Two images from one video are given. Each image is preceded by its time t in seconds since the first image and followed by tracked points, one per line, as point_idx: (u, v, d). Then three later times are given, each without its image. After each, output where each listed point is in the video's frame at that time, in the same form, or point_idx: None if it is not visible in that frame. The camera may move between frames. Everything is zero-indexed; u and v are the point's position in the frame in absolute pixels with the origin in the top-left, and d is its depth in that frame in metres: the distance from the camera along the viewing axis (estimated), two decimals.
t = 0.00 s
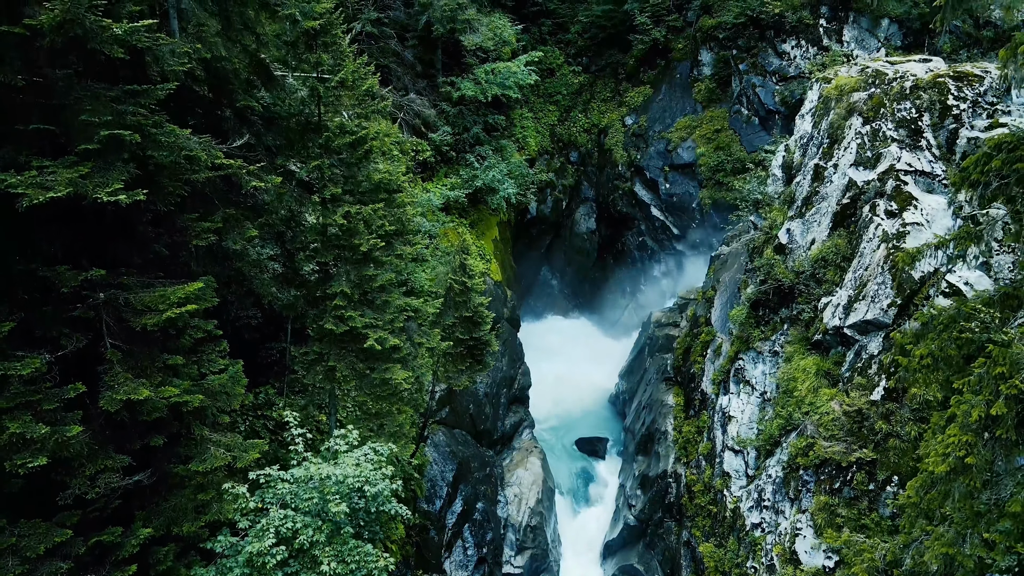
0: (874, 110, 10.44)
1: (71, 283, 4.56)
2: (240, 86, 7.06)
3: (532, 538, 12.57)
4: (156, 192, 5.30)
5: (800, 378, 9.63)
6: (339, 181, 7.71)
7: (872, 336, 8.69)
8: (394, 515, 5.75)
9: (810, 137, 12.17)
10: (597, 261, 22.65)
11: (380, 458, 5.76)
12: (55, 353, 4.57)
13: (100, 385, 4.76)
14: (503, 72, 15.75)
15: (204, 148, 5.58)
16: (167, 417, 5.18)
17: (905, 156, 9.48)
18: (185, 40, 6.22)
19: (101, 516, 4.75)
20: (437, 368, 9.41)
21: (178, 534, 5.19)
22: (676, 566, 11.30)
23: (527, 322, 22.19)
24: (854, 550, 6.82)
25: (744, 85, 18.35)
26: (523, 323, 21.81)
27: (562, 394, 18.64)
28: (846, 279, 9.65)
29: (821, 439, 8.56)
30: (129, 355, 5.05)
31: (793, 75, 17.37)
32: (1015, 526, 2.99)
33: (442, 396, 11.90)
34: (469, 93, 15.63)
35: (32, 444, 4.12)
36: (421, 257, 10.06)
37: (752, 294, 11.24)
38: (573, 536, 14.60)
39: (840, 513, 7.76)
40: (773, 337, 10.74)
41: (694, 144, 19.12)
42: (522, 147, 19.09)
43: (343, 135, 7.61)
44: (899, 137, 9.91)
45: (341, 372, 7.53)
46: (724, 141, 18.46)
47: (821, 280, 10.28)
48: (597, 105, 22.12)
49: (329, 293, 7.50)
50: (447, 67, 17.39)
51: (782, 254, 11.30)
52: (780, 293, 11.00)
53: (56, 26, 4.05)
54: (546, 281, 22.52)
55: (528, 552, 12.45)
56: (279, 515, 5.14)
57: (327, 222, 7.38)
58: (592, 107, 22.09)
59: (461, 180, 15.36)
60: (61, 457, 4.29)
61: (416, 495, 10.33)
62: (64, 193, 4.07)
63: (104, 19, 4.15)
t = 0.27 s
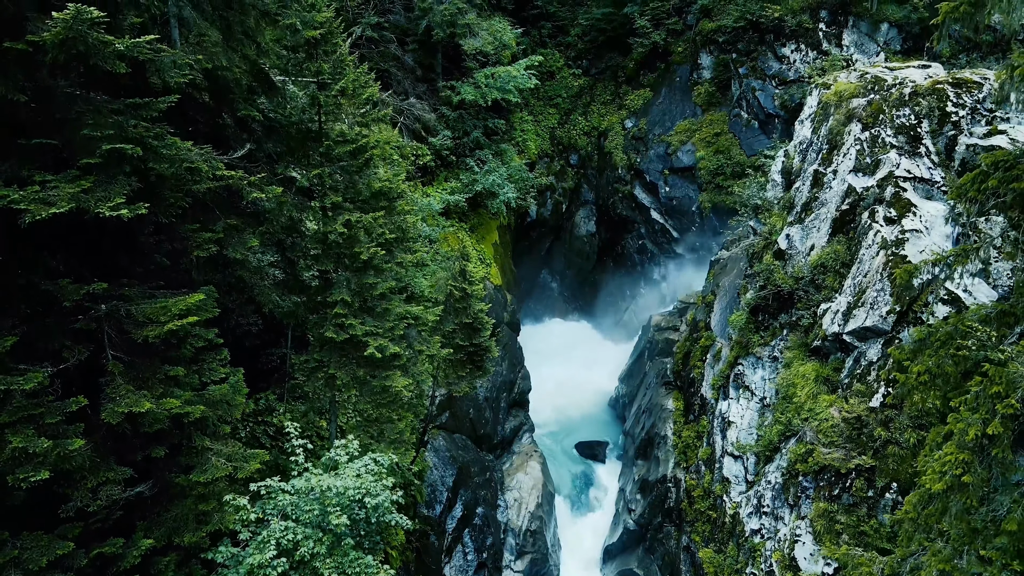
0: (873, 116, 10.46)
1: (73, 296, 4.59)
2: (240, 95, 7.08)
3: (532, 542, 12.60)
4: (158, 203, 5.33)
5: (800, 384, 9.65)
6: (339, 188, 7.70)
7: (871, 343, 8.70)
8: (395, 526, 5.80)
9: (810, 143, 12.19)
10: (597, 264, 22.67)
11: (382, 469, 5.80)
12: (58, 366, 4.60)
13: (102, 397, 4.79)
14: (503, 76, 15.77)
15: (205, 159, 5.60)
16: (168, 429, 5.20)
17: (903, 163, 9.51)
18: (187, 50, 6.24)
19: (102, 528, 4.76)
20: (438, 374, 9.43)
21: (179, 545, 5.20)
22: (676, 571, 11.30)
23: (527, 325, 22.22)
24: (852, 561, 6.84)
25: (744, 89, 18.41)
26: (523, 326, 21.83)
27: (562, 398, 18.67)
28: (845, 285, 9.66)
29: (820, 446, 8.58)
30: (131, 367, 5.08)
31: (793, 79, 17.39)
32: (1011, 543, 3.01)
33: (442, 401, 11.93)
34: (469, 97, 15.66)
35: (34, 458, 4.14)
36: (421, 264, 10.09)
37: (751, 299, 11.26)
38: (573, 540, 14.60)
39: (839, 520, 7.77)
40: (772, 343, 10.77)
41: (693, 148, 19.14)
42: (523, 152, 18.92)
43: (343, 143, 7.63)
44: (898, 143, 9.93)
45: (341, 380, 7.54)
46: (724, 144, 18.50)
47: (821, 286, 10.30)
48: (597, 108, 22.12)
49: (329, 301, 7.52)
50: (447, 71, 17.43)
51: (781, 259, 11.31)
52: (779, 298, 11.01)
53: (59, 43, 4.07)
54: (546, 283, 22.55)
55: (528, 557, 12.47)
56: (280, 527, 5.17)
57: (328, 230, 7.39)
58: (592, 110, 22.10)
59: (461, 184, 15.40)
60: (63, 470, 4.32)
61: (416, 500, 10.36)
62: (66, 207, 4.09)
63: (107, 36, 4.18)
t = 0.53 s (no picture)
0: (873, 122, 10.47)
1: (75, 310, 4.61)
2: (241, 104, 7.09)
3: (531, 546, 12.62)
4: (160, 215, 5.36)
5: (799, 390, 9.67)
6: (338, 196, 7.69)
7: (870, 349, 8.74)
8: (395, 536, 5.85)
9: (809, 149, 12.20)
10: (597, 267, 22.67)
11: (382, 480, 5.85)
12: (60, 378, 4.62)
13: (104, 409, 4.82)
14: (503, 80, 15.79)
15: (206, 170, 5.61)
16: (169, 440, 5.22)
17: (902, 170, 9.53)
18: (188, 61, 6.27)
19: (103, 539, 4.78)
20: (438, 381, 9.45)
21: (180, 555, 5.22)
22: None
23: (527, 328, 22.18)
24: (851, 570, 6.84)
25: (744, 92, 18.42)
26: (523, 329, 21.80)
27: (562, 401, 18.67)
28: (844, 291, 9.69)
29: (819, 452, 8.59)
30: (132, 378, 5.12)
31: (793, 83, 17.32)
32: (1008, 561, 3.03)
33: (442, 405, 11.94)
34: (469, 101, 15.68)
35: (38, 471, 4.16)
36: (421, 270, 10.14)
37: (751, 304, 11.28)
38: (573, 544, 14.62)
39: (837, 526, 7.76)
40: (772, 348, 10.79)
41: (693, 151, 19.18)
42: (523, 155, 19.05)
43: (344, 151, 7.64)
44: (897, 149, 9.94)
45: (342, 387, 7.55)
46: (723, 148, 18.53)
47: (820, 292, 10.32)
48: (597, 111, 22.13)
49: (330, 309, 7.54)
50: (448, 75, 17.45)
51: (781, 264, 11.35)
52: (778, 304, 11.03)
53: (62, 59, 4.10)
54: (546, 286, 22.50)
55: (528, 561, 12.49)
56: (281, 539, 5.21)
57: (328, 238, 7.41)
58: (592, 113, 22.09)
59: (462, 188, 15.42)
60: (66, 482, 4.34)
61: (416, 505, 10.38)
62: (70, 223, 4.12)
63: (110, 52, 4.21)
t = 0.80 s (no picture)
0: (872, 129, 10.50)
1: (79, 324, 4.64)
2: (242, 115, 7.13)
3: (531, 551, 12.66)
4: (161, 228, 5.39)
5: (798, 397, 9.70)
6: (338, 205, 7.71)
7: (869, 357, 8.78)
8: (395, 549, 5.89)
9: (808, 155, 12.23)
10: (597, 270, 22.65)
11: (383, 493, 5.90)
12: (62, 393, 4.65)
13: (106, 422, 4.85)
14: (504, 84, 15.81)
15: (208, 182, 5.63)
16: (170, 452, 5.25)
17: (901, 177, 9.56)
18: (190, 73, 6.30)
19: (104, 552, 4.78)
20: (438, 388, 9.48)
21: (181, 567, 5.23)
22: None
23: (527, 331, 22.10)
24: None
25: (743, 96, 18.37)
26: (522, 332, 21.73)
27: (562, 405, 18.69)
28: (843, 298, 9.73)
29: (817, 459, 8.63)
30: (134, 391, 5.15)
31: (793, 87, 17.37)
32: None
33: (442, 411, 11.96)
34: (469, 106, 15.70)
35: (41, 486, 4.18)
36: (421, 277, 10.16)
37: (750, 310, 11.30)
38: (573, 549, 14.65)
39: (837, 534, 7.80)
40: (771, 354, 10.80)
41: (693, 155, 19.23)
42: (523, 159, 19.02)
43: (344, 161, 7.67)
44: (896, 156, 9.97)
45: (342, 396, 7.58)
46: (723, 152, 18.57)
47: (819, 298, 10.35)
48: (597, 114, 22.14)
49: (331, 317, 7.57)
50: (448, 79, 17.48)
51: (779, 270, 11.38)
52: (777, 310, 11.04)
53: (66, 77, 4.13)
54: (546, 289, 22.37)
55: (528, 566, 12.53)
56: (283, 551, 5.26)
57: (329, 247, 7.43)
58: (592, 116, 22.11)
59: (462, 193, 15.46)
60: (68, 497, 4.36)
61: (417, 511, 10.40)
62: (74, 240, 4.15)
63: (113, 70, 4.24)
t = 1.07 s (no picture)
0: (871, 135, 10.51)
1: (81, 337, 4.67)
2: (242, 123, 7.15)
3: (531, 555, 12.69)
4: (162, 240, 5.41)
5: (798, 403, 9.71)
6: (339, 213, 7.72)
7: (868, 363, 8.80)
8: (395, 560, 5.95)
9: (808, 160, 12.24)
10: (597, 272, 22.66)
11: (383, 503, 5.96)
12: (64, 406, 4.67)
13: (108, 434, 4.87)
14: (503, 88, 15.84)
15: (209, 194, 5.65)
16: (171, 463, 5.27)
17: (900, 184, 9.56)
18: (191, 83, 6.32)
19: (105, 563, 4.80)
20: (439, 394, 9.50)
21: None
22: None
23: (527, 333, 22.12)
24: None
25: (743, 100, 18.42)
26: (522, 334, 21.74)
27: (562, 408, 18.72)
28: (843, 304, 9.75)
29: (817, 465, 8.65)
30: (136, 402, 5.17)
31: (792, 91, 17.49)
32: None
33: (442, 416, 11.98)
34: (469, 110, 15.73)
35: (42, 499, 4.20)
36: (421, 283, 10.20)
37: (750, 315, 11.30)
38: (574, 552, 14.68)
39: (836, 540, 7.82)
40: (771, 359, 10.78)
41: (693, 158, 19.24)
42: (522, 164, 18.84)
43: (344, 169, 7.68)
44: (895, 163, 9.99)
45: (343, 403, 7.59)
46: (722, 155, 18.58)
47: (818, 304, 10.36)
48: (597, 117, 22.16)
49: (331, 325, 7.58)
50: (448, 82, 17.51)
51: (779, 276, 11.42)
52: (777, 315, 11.05)
53: (67, 93, 4.15)
54: (546, 292, 22.39)
55: (528, 570, 12.57)
56: (284, 563, 5.31)
57: (329, 255, 7.44)
58: (592, 119, 22.14)
59: (462, 197, 15.48)
60: (70, 509, 4.38)
61: (417, 516, 10.42)
62: (75, 255, 4.16)
63: (114, 85, 4.25)
